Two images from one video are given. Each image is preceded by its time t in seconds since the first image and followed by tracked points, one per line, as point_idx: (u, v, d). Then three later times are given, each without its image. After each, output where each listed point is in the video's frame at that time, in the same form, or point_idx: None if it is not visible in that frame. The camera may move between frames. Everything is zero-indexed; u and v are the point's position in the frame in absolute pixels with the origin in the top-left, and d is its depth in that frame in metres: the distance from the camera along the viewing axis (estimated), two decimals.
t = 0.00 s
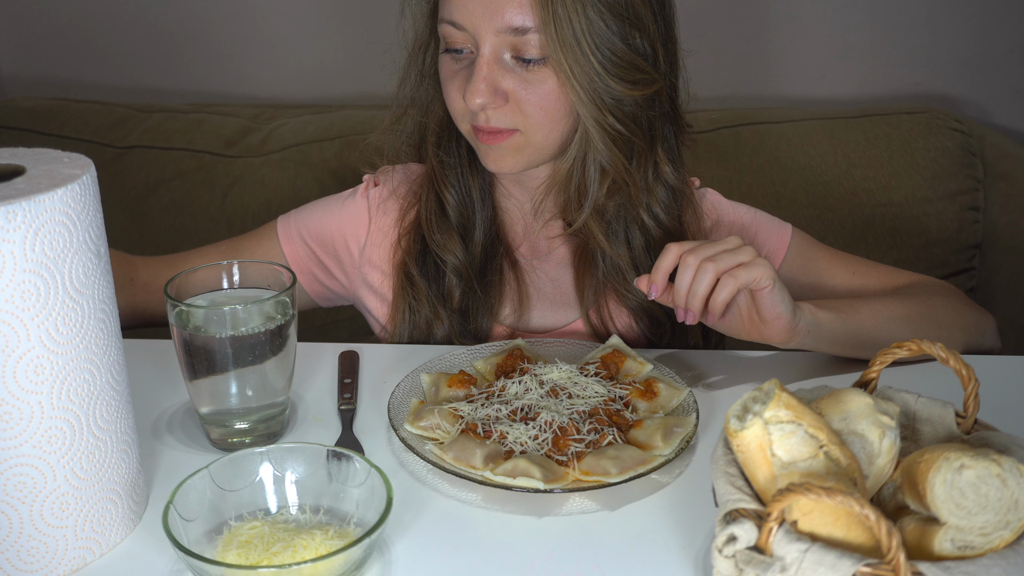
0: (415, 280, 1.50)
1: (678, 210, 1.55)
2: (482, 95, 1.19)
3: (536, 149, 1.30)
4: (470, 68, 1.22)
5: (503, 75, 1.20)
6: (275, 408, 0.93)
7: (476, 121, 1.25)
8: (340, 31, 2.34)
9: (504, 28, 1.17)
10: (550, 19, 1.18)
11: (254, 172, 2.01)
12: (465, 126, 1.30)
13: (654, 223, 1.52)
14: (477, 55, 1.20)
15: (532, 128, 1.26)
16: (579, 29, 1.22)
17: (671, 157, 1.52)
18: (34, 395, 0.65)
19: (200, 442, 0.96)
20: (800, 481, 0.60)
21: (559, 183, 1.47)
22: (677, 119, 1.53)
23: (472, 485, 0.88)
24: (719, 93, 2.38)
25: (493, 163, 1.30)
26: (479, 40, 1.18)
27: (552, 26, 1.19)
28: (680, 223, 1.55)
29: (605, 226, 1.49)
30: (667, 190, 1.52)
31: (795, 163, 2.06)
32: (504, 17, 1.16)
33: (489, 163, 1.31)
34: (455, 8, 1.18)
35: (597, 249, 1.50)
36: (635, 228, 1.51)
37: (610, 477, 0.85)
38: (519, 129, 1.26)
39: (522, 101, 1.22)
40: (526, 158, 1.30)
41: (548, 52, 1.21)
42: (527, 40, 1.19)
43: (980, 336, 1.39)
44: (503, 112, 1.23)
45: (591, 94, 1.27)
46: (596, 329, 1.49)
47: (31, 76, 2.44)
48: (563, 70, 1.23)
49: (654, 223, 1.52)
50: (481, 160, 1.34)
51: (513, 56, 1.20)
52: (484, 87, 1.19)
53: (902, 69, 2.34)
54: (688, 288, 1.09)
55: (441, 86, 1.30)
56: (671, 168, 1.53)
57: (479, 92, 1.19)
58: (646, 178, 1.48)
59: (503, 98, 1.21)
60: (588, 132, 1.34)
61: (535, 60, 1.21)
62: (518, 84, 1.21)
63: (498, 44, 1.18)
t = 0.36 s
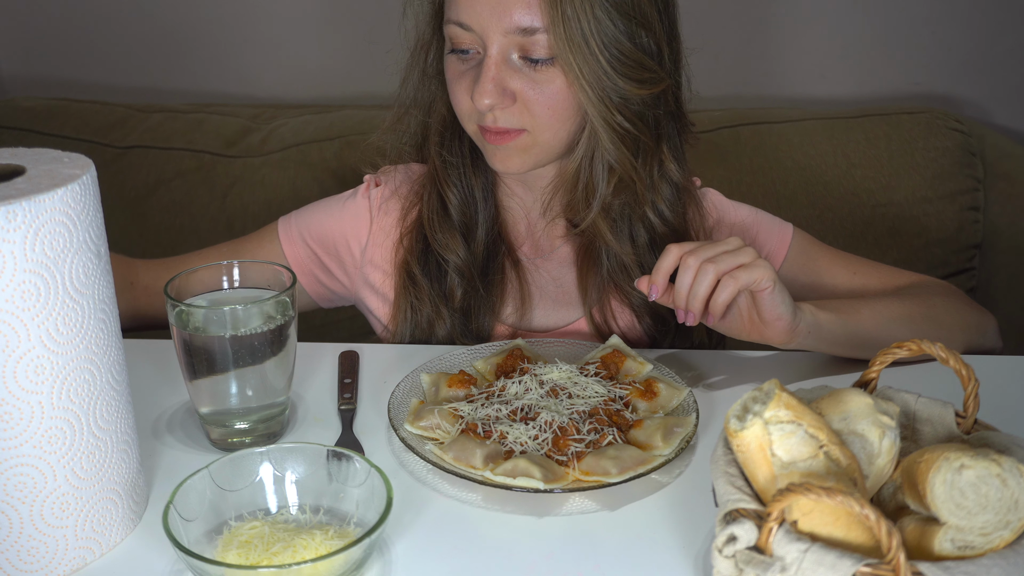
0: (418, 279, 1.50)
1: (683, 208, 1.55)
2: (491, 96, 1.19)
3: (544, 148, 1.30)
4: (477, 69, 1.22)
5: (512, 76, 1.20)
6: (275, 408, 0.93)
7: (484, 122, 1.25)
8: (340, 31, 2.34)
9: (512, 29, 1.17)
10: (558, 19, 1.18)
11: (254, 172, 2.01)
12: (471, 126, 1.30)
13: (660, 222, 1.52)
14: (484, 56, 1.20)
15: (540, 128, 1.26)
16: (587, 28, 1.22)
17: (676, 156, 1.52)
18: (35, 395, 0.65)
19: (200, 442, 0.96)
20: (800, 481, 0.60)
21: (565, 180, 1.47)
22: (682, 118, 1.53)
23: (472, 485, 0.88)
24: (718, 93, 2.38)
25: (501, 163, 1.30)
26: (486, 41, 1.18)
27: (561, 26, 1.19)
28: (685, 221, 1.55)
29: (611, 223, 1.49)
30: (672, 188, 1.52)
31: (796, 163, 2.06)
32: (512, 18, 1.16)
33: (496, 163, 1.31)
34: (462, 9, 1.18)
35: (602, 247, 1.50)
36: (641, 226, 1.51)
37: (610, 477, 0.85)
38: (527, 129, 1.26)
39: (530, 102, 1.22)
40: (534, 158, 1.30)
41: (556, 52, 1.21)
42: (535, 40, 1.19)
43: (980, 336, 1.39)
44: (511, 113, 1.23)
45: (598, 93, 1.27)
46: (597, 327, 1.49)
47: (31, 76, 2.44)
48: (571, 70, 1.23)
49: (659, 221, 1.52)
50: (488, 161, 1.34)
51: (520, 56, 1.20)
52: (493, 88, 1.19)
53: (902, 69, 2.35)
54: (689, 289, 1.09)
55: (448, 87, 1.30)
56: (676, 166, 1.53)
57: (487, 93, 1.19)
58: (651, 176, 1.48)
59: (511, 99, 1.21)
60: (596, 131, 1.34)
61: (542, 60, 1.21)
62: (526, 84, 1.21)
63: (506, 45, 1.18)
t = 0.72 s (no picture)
0: (419, 279, 1.50)
1: (685, 208, 1.55)
2: (493, 96, 1.19)
3: (546, 149, 1.30)
4: (478, 69, 1.22)
5: (513, 76, 1.20)
6: (275, 408, 0.93)
7: (486, 122, 1.25)
8: (341, 31, 2.34)
9: (514, 29, 1.17)
10: (560, 20, 1.18)
11: (254, 172, 2.01)
12: (474, 126, 1.31)
13: (662, 222, 1.52)
14: (486, 56, 1.20)
15: (542, 129, 1.26)
16: (589, 29, 1.22)
17: (678, 156, 1.52)
18: (34, 395, 0.65)
19: (200, 442, 0.96)
20: (800, 481, 0.60)
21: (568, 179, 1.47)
22: (683, 117, 1.53)
23: (473, 485, 0.88)
24: (718, 93, 2.38)
25: (503, 163, 1.30)
26: (488, 41, 1.18)
27: (562, 27, 1.19)
28: (688, 221, 1.55)
29: (613, 223, 1.49)
30: (674, 188, 1.52)
31: (796, 163, 2.06)
32: (514, 19, 1.16)
33: (498, 164, 1.31)
34: (463, 9, 1.18)
35: (605, 247, 1.50)
36: (643, 226, 1.51)
37: (610, 477, 0.85)
38: (529, 130, 1.26)
39: (532, 102, 1.22)
40: (536, 159, 1.31)
41: (557, 52, 1.21)
42: (537, 41, 1.19)
43: (981, 337, 1.39)
44: (513, 113, 1.23)
45: (600, 94, 1.27)
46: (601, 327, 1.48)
47: (31, 76, 2.44)
48: (573, 70, 1.23)
49: (662, 220, 1.52)
50: (490, 161, 1.34)
51: (522, 57, 1.20)
52: (494, 88, 1.19)
53: (902, 69, 2.35)
54: (692, 284, 1.09)
55: (450, 87, 1.30)
56: (679, 166, 1.53)
57: (489, 93, 1.19)
58: (654, 175, 1.48)
59: (513, 99, 1.21)
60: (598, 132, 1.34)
61: (544, 60, 1.21)
62: (528, 84, 1.21)
63: (508, 45, 1.18)
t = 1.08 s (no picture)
0: (416, 281, 1.50)
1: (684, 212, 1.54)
2: (495, 103, 1.19)
3: (547, 154, 1.30)
4: (481, 74, 1.22)
5: (517, 83, 1.20)
6: (275, 408, 0.93)
7: (488, 128, 1.26)
8: (341, 31, 2.34)
9: (518, 37, 1.16)
10: (566, 27, 1.18)
11: (254, 172, 2.01)
12: (475, 131, 1.31)
13: (661, 227, 1.51)
14: (489, 62, 1.19)
15: (544, 134, 1.26)
16: (594, 36, 1.22)
17: (677, 161, 1.52)
18: (34, 395, 0.65)
19: (200, 442, 0.96)
20: (800, 481, 0.60)
21: (569, 183, 1.47)
22: (683, 123, 1.52)
23: (472, 485, 0.88)
24: (718, 93, 2.38)
25: (504, 169, 1.31)
26: (492, 48, 1.18)
27: (568, 34, 1.19)
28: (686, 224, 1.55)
29: (613, 228, 1.48)
30: (673, 194, 1.52)
31: (796, 163, 2.06)
32: (519, 26, 1.16)
33: (499, 169, 1.31)
34: (467, 14, 1.18)
35: (603, 251, 1.50)
36: (642, 232, 1.50)
37: (610, 477, 0.85)
38: (531, 136, 1.26)
39: (535, 109, 1.22)
40: (537, 164, 1.31)
41: (562, 60, 1.21)
42: (541, 48, 1.19)
43: (980, 337, 1.39)
44: (515, 120, 1.23)
45: (605, 101, 1.27)
46: (597, 327, 1.49)
47: (31, 76, 2.44)
48: (577, 78, 1.22)
49: (660, 226, 1.51)
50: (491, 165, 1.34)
51: (526, 63, 1.20)
52: (498, 94, 1.19)
53: (902, 69, 2.35)
54: (695, 277, 1.09)
55: (450, 91, 1.30)
56: (678, 172, 1.52)
57: (492, 100, 1.19)
58: (654, 182, 1.48)
59: (516, 106, 1.21)
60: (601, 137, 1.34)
61: (548, 68, 1.21)
62: (531, 90, 1.21)
63: (511, 52, 1.18)
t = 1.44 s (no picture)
0: (419, 280, 1.51)
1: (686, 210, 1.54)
2: (504, 105, 1.19)
3: (554, 153, 1.30)
4: (489, 76, 1.21)
5: (525, 84, 1.20)
6: (275, 409, 0.92)
7: (495, 129, 1.25)
8: (341, 31, 2.34)
9: (526, 39, 1.17)
10: (575, 27, 1.18)
11: (254, 173, 2.01)
12: (480, 131, 1.31)
13: (664, 224, 1.51)
14: (497, 64, 1.19)
15: (552, 134, 1.26)
16: (602, 36, 1.22)
17: (681, 160, 1.51)
18: (34, 395, 0.65)
19: (200, 442, 0.96)
20: (800, 481, 0.60)
21: (573, 182, 1.47)
22: (687, 122, 1.52)
23: (472, 485, 0.88)
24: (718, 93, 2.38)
25: (511, 169, 1.31)
26: (499, 50, 1.17)
27: (576, 35, 1.19)
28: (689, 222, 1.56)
29: (617, 227, 1.49)
30: (677, 192, 1.52)
31: (796, 163, 2.06)
32: (527, 28, 1.16)
33: (506, 169, 1.31)
34: (474, 17, 1.17)
35: (606, 249, 1.50)
36: (645, 229, 1.51)
37: (610, 477, 0.85)
38: (538, 135, 1.26)
39: (542, 109, 1.22)
40: (544, 163, 1.31)
41: (570, 61, 1.21)
42: (548, 50, 1.19)
43: (980, 337, 1.39)
44: (523, 120, 1.23)
45: (612, 101, 1.27)
46: (599, 327, 1.49)
47: (31, 76, 2.43)
48: (585, 78, 1.22)
49: (664, 223, 1.51)
50: (496, 165, 1.34)
51: (533, 65, 1.20)
52: (507, 96, 1.19)
53: (902, 69, 2.35)
54: (696, 274, 1.09)
55: (455, 91, 1.29)
56: (682, 170, 1.52)
57: (500, 102, 1.19)
58: (658, 181, 1.48)
59: (524, 107, 1.21)
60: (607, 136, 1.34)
61: (555, 69, 1.21)
62: (539, 92, 1.21)
63: (519, 54, 1.18)
